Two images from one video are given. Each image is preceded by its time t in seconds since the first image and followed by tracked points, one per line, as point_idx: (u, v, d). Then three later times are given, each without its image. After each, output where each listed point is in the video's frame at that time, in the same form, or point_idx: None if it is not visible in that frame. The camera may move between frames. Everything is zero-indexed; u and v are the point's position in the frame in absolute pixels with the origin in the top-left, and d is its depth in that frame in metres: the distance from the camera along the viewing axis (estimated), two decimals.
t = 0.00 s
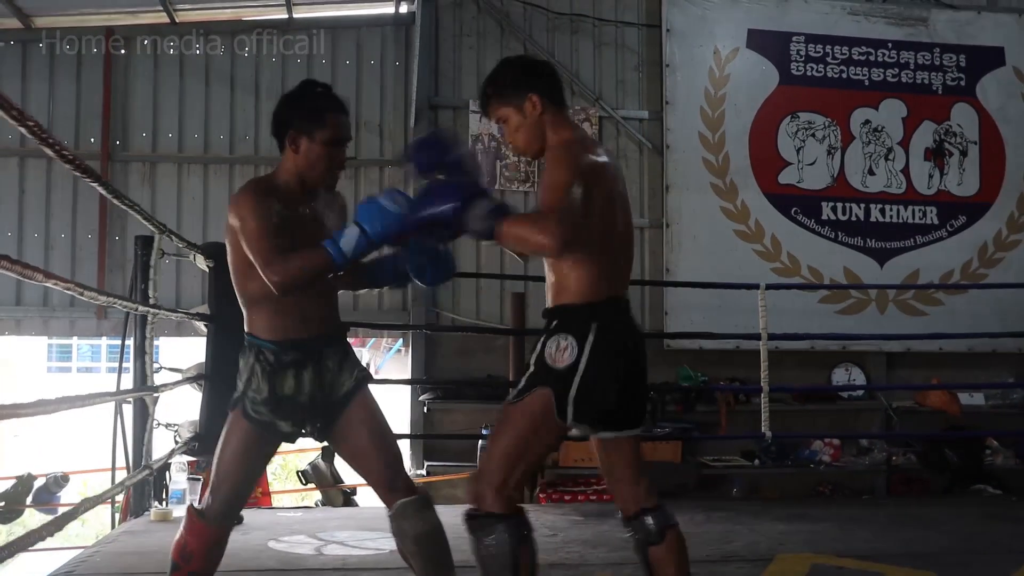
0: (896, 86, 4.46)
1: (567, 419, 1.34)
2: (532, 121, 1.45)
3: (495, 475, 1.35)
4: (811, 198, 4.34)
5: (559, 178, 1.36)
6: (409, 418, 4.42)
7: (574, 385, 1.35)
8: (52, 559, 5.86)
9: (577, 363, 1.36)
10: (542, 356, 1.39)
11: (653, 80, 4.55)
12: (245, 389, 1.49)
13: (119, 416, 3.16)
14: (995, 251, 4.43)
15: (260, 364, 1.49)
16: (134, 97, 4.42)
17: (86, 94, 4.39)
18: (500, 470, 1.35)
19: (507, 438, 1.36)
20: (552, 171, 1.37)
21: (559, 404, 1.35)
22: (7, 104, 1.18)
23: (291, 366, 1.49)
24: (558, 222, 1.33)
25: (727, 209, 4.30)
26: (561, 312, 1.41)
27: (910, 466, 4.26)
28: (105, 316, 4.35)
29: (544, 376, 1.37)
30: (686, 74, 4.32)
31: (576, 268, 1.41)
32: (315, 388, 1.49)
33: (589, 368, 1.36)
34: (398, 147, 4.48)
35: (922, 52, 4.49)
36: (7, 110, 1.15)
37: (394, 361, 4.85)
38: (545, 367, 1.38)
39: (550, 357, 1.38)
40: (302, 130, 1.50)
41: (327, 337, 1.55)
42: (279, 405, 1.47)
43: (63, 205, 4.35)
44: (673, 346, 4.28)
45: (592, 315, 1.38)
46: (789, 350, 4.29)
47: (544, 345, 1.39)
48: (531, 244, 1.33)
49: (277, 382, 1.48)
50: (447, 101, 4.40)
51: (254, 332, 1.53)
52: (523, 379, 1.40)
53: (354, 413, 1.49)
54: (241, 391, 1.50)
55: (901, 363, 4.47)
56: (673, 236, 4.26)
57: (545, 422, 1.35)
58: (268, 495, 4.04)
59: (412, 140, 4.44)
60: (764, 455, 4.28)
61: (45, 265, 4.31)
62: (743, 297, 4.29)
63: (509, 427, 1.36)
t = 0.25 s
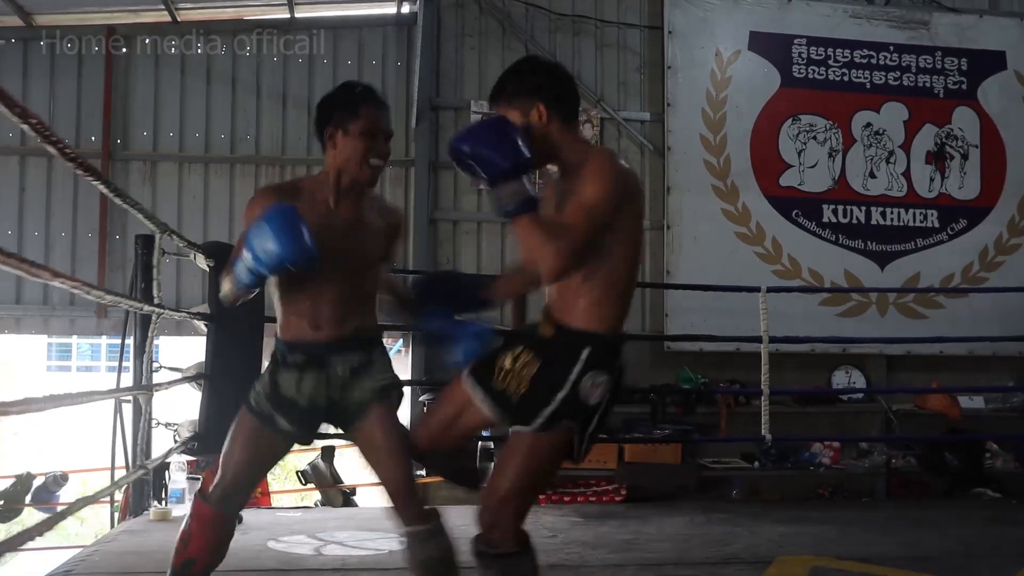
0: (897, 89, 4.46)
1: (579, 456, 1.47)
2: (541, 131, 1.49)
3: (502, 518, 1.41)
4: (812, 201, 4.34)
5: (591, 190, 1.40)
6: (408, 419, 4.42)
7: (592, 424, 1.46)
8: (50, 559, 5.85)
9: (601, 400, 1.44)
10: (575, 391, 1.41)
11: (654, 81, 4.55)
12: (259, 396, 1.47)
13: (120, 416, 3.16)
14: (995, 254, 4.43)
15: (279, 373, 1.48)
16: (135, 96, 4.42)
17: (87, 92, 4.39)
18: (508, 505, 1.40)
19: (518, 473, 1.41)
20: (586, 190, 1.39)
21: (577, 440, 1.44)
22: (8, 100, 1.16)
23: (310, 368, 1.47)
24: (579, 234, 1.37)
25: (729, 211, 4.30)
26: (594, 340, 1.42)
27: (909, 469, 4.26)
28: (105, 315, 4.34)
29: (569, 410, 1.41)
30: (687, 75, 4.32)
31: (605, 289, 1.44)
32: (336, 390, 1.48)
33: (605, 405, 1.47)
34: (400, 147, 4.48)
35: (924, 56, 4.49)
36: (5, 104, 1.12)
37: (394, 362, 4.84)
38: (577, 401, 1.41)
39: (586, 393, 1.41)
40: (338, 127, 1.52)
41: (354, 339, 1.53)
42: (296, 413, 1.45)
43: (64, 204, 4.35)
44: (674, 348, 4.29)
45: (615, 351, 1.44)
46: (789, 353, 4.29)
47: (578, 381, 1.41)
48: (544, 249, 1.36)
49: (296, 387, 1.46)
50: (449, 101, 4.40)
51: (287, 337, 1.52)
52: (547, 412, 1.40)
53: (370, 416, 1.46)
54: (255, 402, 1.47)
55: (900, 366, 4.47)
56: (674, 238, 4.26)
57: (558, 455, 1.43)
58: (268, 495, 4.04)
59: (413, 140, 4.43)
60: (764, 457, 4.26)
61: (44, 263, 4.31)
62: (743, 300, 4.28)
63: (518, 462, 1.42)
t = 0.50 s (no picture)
0: (897, 89, 4.46)
1: (610, 416, 1.42)
2: (565, 99, 1.48)
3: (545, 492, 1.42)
4: (812, 201, 4.34)
5: (588, 143, 1.42)
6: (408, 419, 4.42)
7: (619, 383, 1.42)
8: (50, 559, 5.86)
9: (621, 356, 1.42)
10: (586, 347, 1.42)
11: (654, 82, 4.55)
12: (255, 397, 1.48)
13: (120, 417, 3.16)
14: (995, 254, 4.43)
15: (274, 373, 1.49)
16: (135, 97, 4.42)
17: (87, 94, 4.38)
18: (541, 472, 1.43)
19: (551, 436, 1.43)
20: (583, 138, 1.42)
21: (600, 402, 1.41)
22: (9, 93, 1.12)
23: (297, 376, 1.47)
24: (575, 189, 1.40)
25: (729, 211, 4.30)
26: (603, 298, 1.44)
27: (909, 470, 4.26)
28: (105, 316, 4.34)
29: (582, 368, 1.42)
30: (688, 76, 4.32)
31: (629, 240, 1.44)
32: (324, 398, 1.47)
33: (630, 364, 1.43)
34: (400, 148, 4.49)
35: (924, 56, 4.49)
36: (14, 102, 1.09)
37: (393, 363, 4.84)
38: (589, 360, 1.41)
39: (596, 350, 1.41)
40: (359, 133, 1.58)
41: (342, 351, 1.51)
42: (285, 412, 1.45)
43: (64, 206, 4.34)
44: (674, 348, 4.29)
45: (634, 311, 1.43)
46: (789, 353, 4.29)
47: (586, 338, 1.42)
48: (534, 210, 1.42)
49: (288, 388, 1.46)
50: (449, 102, 4.40)
51: (291, 344, 1.55)
52: (559, 376, 1.43)
53: (370, 422, 1.45)
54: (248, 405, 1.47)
55: (901, 366, 4.47)
56: (674, 238, 4.25)
57: (581, 422, 1.40)
58: (267, 496, 4.04)
59: (413, 142, 4.43)
60: (764, 457, 4.27)
61: (44, 264, 4.31)
62: (744, 301, 4.28)
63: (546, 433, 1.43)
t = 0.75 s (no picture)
0: (896, 90, 4.47)
1: (647, 438, 1.48)
2: (627, 125, 1.59)
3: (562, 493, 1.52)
4: (811, 202, 4.34)
5: (648, 186, 1.52)
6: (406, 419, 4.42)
7: (654, 407, 1.47)
8: (47, 560, 5.84)
9: (660, 378, 1.48)
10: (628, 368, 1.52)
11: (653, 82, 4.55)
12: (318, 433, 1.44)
13: (119, 417, 3.15)
14: (994, 255, 4.43)
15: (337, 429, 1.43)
16: (134, 97, 4.41)
17: (86, 93, 4.38)
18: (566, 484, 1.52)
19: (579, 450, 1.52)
20: (642, 180, 1.53)
21: (634, 423, 1.49)
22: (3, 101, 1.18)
23: (362, 424, 1.44)
24: (637, 228, 1.51)
25: (728, 212, 4.30)
26: (652, 322, 1.52)
27: (908, 470, 4.26)
28: (103, 316, 4.34)
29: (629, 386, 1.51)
30: (687, 77, 4.33)
31: (684, 260, 1.52)
32: (384, 454, 1.44)
33: (669, 390, 1.48)
34: (399, 148, 4.48)
35: (923, 57, 4.50)
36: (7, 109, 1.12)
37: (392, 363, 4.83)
38: (629, 379, 1.51)
39: (636, 370, 1.50)
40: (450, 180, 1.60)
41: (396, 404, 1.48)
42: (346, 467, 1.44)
43: (62, 206, 4.34)
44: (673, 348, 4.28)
45: (679, 329, 1.51)
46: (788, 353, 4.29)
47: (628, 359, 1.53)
48: (602, 249, 1.49)
49: (352, 443, 1.43)
50: (449, 103, 4.40)
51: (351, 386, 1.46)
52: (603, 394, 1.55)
53: (425, 452, 1.47)
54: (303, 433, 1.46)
55: (900, 367, 4.48)
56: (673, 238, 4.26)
57: (612, 444, 1.49)
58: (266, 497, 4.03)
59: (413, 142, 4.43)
60: (764, 457, 4.25)
61: (42, 264, 4.30)
62: (743, 301, 4.29)
63: (574, 447, 1.52)
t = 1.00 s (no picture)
0: (883, 93, 4.48)
1: (710, 443, 1.44)
2: (682, 151, 1.55)
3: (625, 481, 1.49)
4: (797, 204, 4.36)
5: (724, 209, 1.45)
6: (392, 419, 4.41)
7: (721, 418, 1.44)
8: (31, 559, 5.81)
9: (730, 388, 1.44)
10: (695, 377, 1.47)
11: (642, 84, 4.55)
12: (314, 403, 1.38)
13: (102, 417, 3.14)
14: (978, 258, 4.46)
15: (342, 393, 1.38)
16: (119, 95, 4.38)
17: (71, 91, 4.35)
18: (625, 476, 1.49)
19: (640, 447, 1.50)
20: (718, 205, 1.45)
21: (705, 427, 1.44)
22: None
23: (368, 398, 1.41)
24: (729, 247, 1.43)
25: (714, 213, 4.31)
26: (716, 335, 1.48)
27: (892, 471, 4.28)
28: (87, 315, 4.32)
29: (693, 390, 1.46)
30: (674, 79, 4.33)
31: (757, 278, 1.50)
32: (378, 421, 1.42)
33: (736, 399, 1.44)
34: (386, 148, 4.47)
35: (909, 60, 4.52)
36: None
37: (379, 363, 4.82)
38: (698, 388, 1.46)
39: (706, 380, 1.45)
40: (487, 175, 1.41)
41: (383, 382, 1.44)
42: (359, 438, 1.40)
43: (46, 204, 4.31)
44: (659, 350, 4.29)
45: (750, 347, 1.46)
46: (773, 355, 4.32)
47: (699, 367, 1.47)
48: (708, 280, 1.42)
49: (352, 408, 1.39)
50: (436, 103, 4.39)
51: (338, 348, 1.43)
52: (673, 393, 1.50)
53: (411, 437, 1.49)
54: (312, 409, 1.38)
55: (885, 369, 4.50)
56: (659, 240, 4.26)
57: (679, 441, 1.46)
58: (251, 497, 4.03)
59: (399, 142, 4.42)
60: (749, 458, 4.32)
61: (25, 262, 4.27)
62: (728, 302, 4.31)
63: (645, 441, 1.48)
